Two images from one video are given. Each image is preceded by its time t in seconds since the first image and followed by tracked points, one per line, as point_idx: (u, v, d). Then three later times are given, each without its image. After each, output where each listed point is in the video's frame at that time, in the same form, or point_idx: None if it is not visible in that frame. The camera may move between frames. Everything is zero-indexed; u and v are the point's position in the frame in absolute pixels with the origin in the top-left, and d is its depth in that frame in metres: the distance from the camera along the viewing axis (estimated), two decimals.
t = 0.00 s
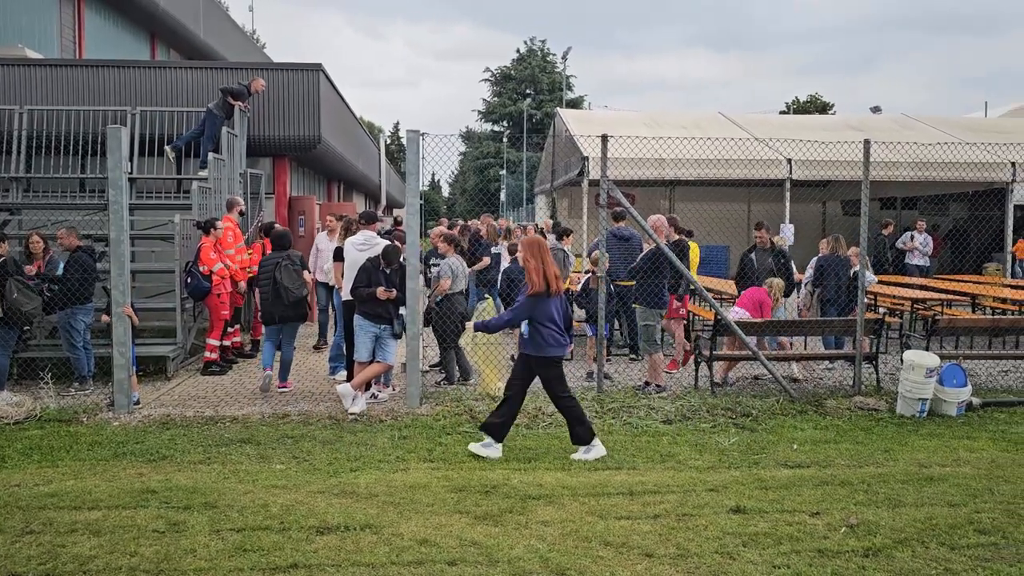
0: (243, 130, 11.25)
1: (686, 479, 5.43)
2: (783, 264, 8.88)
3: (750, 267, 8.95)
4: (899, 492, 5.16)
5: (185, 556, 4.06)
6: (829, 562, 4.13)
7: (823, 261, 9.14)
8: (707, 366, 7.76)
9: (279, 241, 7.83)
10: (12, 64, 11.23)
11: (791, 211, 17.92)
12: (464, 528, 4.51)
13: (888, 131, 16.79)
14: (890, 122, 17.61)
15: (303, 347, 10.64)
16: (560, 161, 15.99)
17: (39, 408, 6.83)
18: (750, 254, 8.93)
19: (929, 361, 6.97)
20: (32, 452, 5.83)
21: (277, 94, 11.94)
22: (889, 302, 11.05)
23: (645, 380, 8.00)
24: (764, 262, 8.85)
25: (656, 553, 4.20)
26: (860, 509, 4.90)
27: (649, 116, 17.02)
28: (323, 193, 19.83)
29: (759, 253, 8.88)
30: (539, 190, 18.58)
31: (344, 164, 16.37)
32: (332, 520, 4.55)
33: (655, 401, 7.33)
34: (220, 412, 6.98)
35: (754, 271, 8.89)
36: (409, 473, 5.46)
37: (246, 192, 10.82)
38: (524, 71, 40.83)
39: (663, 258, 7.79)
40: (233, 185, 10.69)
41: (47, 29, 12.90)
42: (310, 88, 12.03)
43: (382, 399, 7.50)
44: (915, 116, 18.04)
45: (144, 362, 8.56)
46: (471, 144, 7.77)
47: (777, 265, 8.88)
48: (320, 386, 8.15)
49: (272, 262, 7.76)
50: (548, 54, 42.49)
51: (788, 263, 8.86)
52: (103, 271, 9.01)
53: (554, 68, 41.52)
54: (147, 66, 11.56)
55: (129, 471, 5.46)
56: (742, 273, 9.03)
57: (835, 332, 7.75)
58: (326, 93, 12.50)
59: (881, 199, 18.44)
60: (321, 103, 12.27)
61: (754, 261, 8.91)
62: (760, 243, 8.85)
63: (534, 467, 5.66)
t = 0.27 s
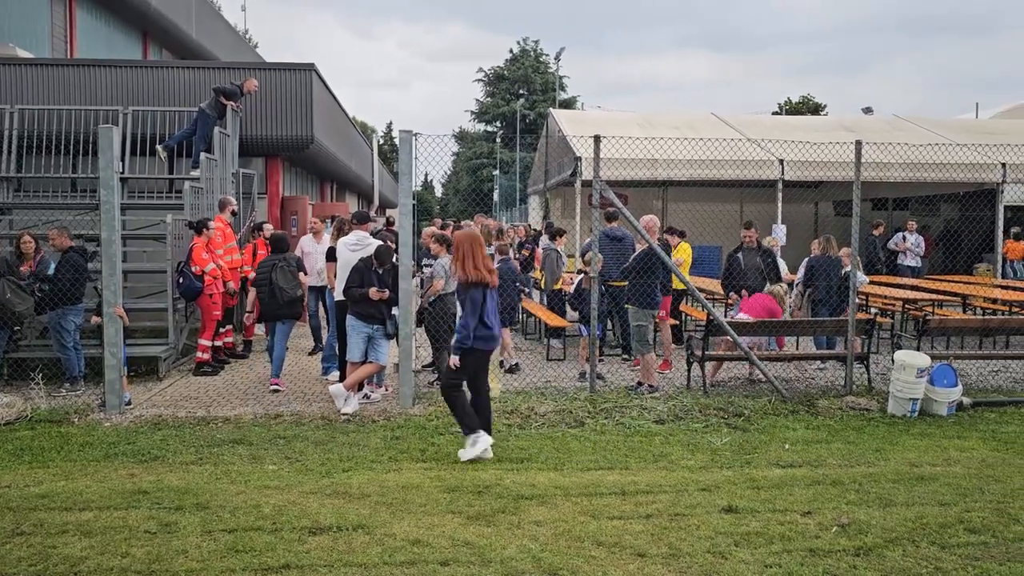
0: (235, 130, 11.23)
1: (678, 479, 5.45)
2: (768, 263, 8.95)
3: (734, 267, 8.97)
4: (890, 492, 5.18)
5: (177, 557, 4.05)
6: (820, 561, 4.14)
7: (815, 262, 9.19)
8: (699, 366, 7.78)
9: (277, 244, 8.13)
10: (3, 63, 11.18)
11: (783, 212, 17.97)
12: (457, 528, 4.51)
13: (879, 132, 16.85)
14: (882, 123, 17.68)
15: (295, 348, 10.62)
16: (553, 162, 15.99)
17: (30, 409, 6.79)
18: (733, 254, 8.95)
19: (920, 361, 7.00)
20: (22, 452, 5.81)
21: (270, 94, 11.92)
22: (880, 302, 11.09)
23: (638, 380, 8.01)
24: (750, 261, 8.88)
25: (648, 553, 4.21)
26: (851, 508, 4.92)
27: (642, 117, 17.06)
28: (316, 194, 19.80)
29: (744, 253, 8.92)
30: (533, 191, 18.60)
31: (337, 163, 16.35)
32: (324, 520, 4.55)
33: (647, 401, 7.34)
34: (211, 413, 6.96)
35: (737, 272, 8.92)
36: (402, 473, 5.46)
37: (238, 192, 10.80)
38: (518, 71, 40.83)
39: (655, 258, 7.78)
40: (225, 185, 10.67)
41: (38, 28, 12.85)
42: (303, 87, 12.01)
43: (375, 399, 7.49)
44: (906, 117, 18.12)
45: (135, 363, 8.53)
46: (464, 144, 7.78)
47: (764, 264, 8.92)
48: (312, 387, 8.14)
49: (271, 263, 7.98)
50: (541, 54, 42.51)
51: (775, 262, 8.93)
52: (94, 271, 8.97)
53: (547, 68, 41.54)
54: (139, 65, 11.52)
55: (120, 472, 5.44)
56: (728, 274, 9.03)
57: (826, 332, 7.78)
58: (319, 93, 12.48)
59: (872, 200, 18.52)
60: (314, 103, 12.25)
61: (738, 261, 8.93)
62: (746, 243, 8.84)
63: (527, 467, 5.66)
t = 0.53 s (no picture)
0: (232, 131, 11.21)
1: (674, 480, 5.45)
2: (758, 263, 8.89)
3: (723, 266, 8.91)
4: (886, 492, 5.19)
5: (172, 558, 4.04)
6: (816, 562, 4.15)
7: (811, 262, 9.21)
8: (696, 367, 7.79)
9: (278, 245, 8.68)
10: None
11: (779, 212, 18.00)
12: (453, 529, 4.51)
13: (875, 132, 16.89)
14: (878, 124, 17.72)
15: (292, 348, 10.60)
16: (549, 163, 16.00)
17: (25, 410, 6.77)
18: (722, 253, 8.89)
19: (915, 361, 7.01)
20: (18, 453, 5.80)
21: (266, 94, 11.91)
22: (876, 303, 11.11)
23: (634, 380, 8.02)
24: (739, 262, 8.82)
25: (644, 553, 4.22)
26: (847, 508, 4.93)
27: (638, 117, 17.09)
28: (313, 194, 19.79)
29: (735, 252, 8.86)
30: (529, 192, 18.62)
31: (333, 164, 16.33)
32: (320, 521, 4.55)
33: (644, 401, 7.34)
34: (208, 414, 6.95)
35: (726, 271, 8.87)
36: (398, 474, 5.46)
37: (235, 193, 10.78)
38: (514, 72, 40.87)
39: (651, 259, 7.78)
40: (222, 185, 10.66)
41: (34, 29, 12.84)
42: (300, 88, 12.00)
43: (371, 400, 7.47)
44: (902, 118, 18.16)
45: (131, 364, 8.50)
46: (460, 145, 7.78)
47: (753, 264, 8.88)
48: (308, 388, 8.12)
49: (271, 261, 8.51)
50: (538, 55, 42.55)
51: (765, 262, 8.88)
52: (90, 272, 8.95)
53: (543, 69, 41.58)
54: (135, 66, 11.50)
55: (116, 473, 5.43)
56: (717, 273, 8.97)
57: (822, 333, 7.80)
58: (315, 94, 12.46)
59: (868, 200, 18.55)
60: (311, 103, 12.24)
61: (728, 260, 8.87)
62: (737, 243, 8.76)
63: (523, 468, 5.67)
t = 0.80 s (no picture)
0: (231, 131, 11.21)
1: (673, 479, 5.46)
2: (742, 264, 8.77)
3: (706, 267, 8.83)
4: (884, 491, 5.19)
5: (171, 559, 4.04)
6: (814, 561, 4.15)
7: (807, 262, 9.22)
8: (694, 366, 7.79)
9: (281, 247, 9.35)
10: None
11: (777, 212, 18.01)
12: (452, 529, 4.51)
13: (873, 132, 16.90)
14: (876, 124, 17.73)
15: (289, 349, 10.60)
16: (548, 163, 15.99)
17: (23, 410, 6.76)
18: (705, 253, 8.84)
19: (913, 361, 7.02)
20: (16, 454, 5.80)
21: (265, 94, 11.90)
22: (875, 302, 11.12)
23: (632, 380, 8.02)
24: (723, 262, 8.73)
25: (642, 553, 4.22)
26: (845, 508, 4.93)
27: (636, 117, 17.10)
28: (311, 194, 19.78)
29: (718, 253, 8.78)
30: (528, 192, 18.61)
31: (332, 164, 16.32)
32: (319, 521, 4.55)
33: (642, 401, 7.34)
34: (206, 414, 6.95)
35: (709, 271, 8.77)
36: (397, 474, 5.46)
37: (233, 193, 10.78)
38: (513, 72, 40.89)
39: (650, 259, 7.78)
40: (220, 185, 10.65)
41: (33, 29, 12.83)
42: (298, 88, 12.00)
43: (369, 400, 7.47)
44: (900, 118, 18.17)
45: (129, 364, 8.49)
46: (459, 145, 7.78)
47: (736, 265, 8.77)
48: (306, 388, 8.11)
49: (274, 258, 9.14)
50: (536, 55, 42.59)
51: (749, 263, 8.77)
52: (88, 272, 8.95)
53: (541, 69, 41.60)
54: (133, 66, 11.49)
55: (114, 473, 5.43)
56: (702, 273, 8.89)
57: (820, 332, 7.80)
58: (313, 94, 12.46)
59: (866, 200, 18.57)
60: (309, 103, 12.24)
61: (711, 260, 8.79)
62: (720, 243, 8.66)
63: (521, 468, 5.67)
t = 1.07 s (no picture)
0: (230, 132, 11.19)
1: (673, 480, 5.46)
2: (721, 260, 8.85)
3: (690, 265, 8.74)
4: (884, 492, 5.19)
5: (171, 560, 4.04)
6: (814, 562, 4.15)
7: (807, 264, 9.22)
8: (695, 367, 7.78)
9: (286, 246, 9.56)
10: None
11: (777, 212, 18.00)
12: (452, 529, 4.51)
13: (873, 133, 16.90)
14: (875, 124, 17.73)
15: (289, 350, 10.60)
16: (547, 163, 15.99)
17: (23, 411, 6.75)
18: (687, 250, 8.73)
19: (914, 361, 7.02)
20: (16, 455, 5.79)
21: (264, 95, 11.88)
22: (875, 303, 11.12)
23: (633, 381, 8.01)
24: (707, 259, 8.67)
25: (642, 554, 4.21)
26: (846, 508, 4.93)
27: (636, 117, 17.10)
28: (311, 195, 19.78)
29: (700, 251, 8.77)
30: (527, 193, 18.60)
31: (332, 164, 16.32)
32: (319, 522, 4.54)
33: (642, 401, 7.34)
34: (206, 415, 6.94)
35: (693, 269, 8.65)
36: (397, 475, 5.45)
37: (233, 194, 10.77)
38: (512, 73, 40.92)
39: (650, 259, 7.76)
40: (219, 186, 10.63)
41: (33, 30, 12.83)
42: (297, 89, 11.98)
43: (370, 401, 7.47)
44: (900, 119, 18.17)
45: (129, 365, 8.49)
46: (458, 145, 7.77)
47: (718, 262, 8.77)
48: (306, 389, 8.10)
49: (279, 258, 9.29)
50: (536, 55, 42.62)
51: (728, 259, 8.85)
52: (88, 273, 8.94)
53: (541, 70, 41.63)
54: (133, 67, 11.48)
55: (114, 474, 5.42)
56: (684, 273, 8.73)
57: (820, 333, 7.79)
58: (313, 94, 12.45)
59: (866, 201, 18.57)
60: (309, 104, 12.22)
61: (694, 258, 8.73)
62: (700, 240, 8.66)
63: (521, 469, 5.66)
